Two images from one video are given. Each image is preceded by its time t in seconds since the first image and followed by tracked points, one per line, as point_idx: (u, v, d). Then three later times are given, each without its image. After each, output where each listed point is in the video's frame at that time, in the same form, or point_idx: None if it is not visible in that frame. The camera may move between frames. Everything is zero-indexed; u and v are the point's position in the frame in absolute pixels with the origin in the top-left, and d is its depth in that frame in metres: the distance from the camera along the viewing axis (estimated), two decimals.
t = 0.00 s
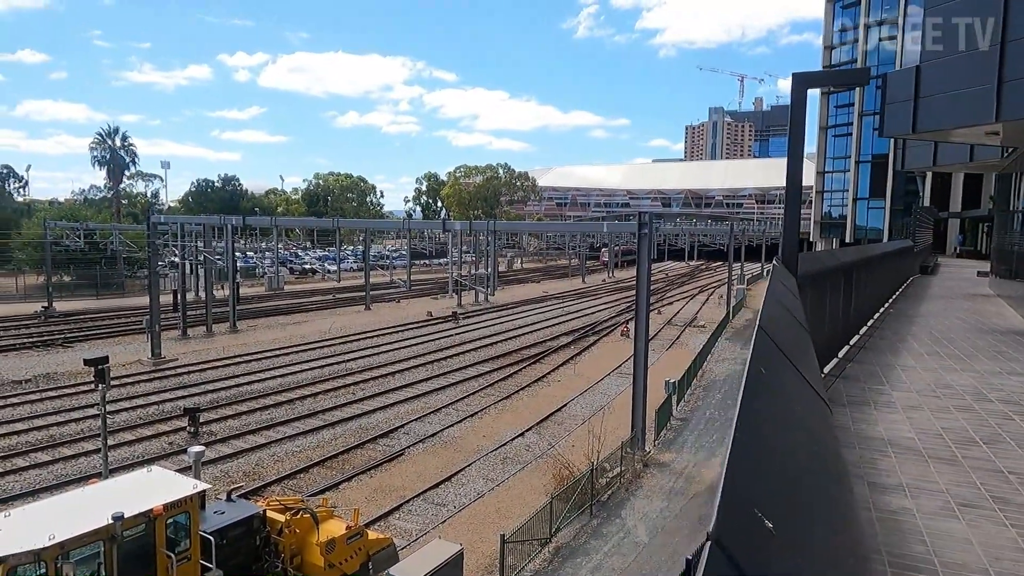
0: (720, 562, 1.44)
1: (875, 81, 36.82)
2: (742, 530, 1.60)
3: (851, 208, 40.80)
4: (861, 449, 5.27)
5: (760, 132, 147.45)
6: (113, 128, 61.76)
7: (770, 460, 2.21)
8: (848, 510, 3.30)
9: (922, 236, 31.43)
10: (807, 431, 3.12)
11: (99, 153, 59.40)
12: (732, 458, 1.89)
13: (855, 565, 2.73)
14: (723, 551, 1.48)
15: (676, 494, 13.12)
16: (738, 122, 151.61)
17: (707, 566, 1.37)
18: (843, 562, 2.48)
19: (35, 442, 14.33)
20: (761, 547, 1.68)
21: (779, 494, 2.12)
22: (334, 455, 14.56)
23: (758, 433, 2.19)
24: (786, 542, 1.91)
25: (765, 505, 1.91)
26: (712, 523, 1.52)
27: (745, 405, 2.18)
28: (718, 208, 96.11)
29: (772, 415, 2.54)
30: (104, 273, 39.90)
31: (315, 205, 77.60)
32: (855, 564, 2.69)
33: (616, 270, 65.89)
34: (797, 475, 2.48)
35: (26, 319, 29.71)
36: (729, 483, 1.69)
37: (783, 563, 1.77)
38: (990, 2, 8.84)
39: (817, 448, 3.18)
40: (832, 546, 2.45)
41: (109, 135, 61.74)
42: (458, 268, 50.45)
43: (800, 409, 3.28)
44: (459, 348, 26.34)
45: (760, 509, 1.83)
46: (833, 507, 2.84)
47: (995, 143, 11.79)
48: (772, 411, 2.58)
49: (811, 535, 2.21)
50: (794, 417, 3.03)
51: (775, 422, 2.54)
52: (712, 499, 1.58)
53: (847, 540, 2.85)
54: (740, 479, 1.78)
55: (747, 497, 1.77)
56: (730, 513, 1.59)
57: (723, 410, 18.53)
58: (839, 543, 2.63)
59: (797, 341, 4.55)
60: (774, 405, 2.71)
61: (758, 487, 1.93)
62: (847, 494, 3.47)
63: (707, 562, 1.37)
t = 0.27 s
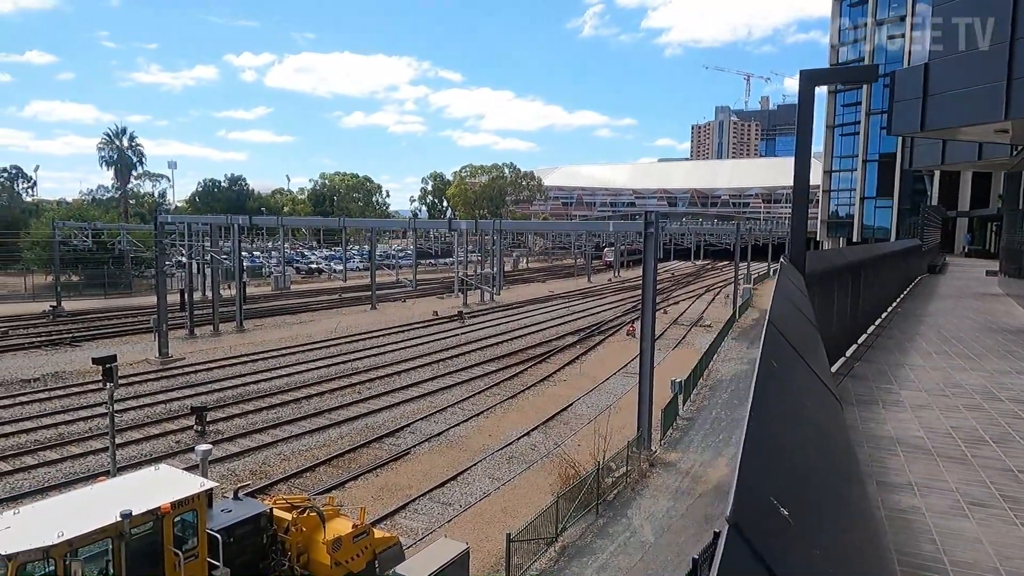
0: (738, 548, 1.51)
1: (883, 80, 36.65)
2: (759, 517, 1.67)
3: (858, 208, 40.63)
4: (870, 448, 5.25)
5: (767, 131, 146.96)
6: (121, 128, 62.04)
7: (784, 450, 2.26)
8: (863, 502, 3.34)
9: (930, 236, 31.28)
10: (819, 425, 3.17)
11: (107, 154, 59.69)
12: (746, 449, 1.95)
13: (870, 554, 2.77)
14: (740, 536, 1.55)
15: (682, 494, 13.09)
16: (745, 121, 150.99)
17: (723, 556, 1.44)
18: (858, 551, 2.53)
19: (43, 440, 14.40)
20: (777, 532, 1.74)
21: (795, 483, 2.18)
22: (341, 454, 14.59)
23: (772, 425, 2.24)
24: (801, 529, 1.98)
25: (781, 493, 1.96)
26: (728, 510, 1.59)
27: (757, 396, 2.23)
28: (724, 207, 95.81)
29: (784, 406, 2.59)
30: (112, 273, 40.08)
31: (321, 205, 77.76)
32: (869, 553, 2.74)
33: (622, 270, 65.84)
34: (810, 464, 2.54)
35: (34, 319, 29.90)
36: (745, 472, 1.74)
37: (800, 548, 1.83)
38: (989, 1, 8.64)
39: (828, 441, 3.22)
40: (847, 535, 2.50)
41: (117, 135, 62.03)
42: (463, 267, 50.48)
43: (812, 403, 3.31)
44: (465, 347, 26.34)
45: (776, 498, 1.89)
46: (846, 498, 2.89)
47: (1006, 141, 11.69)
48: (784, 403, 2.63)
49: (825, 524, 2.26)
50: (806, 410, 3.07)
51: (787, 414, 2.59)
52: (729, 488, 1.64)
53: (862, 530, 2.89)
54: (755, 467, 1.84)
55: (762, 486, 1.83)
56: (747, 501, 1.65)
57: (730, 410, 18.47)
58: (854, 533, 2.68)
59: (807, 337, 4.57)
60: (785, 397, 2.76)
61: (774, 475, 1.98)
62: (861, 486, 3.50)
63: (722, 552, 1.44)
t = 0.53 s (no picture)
0: (750, 543, 1.53)
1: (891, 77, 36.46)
2: (770, 512, 1.68)
3: (867, 206, 40.43)
4: (878, 447, 5.23)
5: (774, 129, 146.35)
6: (129, 128, 62.30)
7: (795, 447, 2.28)
8: (871, 499, 3.35)
9: (939, 234, 31.08)
10: (828, 422, 3.19)
11: (116, 153, 59.95)
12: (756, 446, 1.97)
13: (878, 549, 2.79)
14: (750, 531, 1.57)
15: (689, 493, 13.07)
16: (752, 119, 150.12)
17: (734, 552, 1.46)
18: (865, 547, 2.56)
19: (53, 438, 14.50)
20: (788, 526, 1.77)
21: (805, 478, 2.22)
22: (348, 452, 14.64)
23: (781, 423, 2.27)
24: (811, 525, 2.00)
25: (791, 488, 1.98)
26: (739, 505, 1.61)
27: (766, 394, 2.25)
28: (731, 205, 95.46)
29: (792, 404, 2.60)
30: (120, 272, 40.27)
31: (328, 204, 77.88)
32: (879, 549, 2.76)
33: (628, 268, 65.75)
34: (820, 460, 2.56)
35: (44, 317, 30.09)
36: (756, 467, 1.76)
37: (808, 542, 1.86)
38: None
39: (837, 438, 3.23)
40: (857, 532, 2.52)
41: (125, 135, 62.34)
42: (469, 266, 50.49)
43: (820, 399, 3.33)
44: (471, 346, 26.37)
45: (785, 494, 1.92)
46: (855, 493, 2.91)
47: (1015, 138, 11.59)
48: (794, 401, 2.65)
49: (833, 519, 2.29)
50: (815, 407, 3.10)
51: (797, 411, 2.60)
52: (738, 481, 1.67)
53: (871, 527, 2.91)
54: (766, 465, 1.86)
55: (774, 483, 1.86)
56: (756, 497, 1.68)
57: (737, 408, 18.41)
58: (863, 530, 2.71)
59: (816, 336, 4.57)
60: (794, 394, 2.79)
61: (784, 471, 2.01)
62: (869, 483, 3.52)
63: (734, 547, 1.45)
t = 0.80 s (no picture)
0: (762, 538, 1.57)
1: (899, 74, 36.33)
2: (781, 505, 1.72)
3: (874, 204, 40.25)
4: (886, 446, 5.21)
5: (781, 127, 145.83)
6: (136, 127, 62.58)
7: (806, 444, 2.31)
8: (880, 495, 3.36)
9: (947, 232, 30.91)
10: (838, 418, 3.20)
11: (123, 152, 60.21)
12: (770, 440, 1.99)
13: (888, 545, 2.81)
14: (762, 524, 1.60)
15: (695, 491, 13.05)
16: (759, 117, 149.53)
17: (748, 545, 1.50)
18: (876, 543, 2.58)
19: (62, 435, 14.60)
20: (799, 520, 1.80)
21: (818, 474, 2.24)
22: (354, 450, 14.68)
23: (792, 420, 2.29)
24: (823, 519, 2.03)
25: (803, 484, 2.01)
26: (751, 498, 1.65)
27: (777, 389, 2.28)
28: (738, 203, 95.22)
29: (804, 401, 2.62)
30: (127, 270, 40.44)
31: (334, 202, 78.11)
32: (890, 546, 2.77)
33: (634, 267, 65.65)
34: (830, 457, 2.58)
35: (52, 315, 30.27)
36: (768, 464, 1.80)
37: (821, 536, 1.89)
38: None
39: (848, 435, 3.23)
40: (867, 528, 2.55)
41: (133, 134, 62.60)
42: (475, 264, 50.48)
43: (829, 396, 3.34)
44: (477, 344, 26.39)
45: (798, 490, 1.94)
46: (864, 489, 2.92)
47: None
48: (804, 398, 2.67)
49: (845, 514, 2.31)
50: (826, 405, 3.11)
51: (808, 408, 2.62)
52: (752, 476, 1.69)
53: (882, 524, 2.93)
54: (778, 459, 1.89)
55: (786, 479, 1.89)
56: (769, 490, 1.71)
57: (743, 407, 18.37)
58: (874, 526, 2.73)
59: (824, 333, 4.57)
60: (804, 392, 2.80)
61: (796, 467, 2.03)
62: (880, 480, 3.53)
63: (747, 540, 1.49)
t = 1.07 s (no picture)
0: (778, 532, 1.58)
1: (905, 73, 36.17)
2: (795, 499, 1.74)
3: (880, 203, 40.08)
4: (893, 445, 5.18)
5: (786, 125, 145.43)
6: (142, 127, 62.79)
7: (819, 441, 2.31)
8: (893, 493, 3.35)
9: (954, 231, 30.77)
10: (849, 416, 3.19)
11: (129, 151, 60.43)
12: (781, 438, 2.00)
13: (901, 542, 2.80)
14: (778, 519, 1.63)
15: (701, 490, 13.03)
16: (765, 116, 149.01)
17: (764, 543, 1.51)
18: (890, 540, 2.58)
19: (69, 433, 14.66)
20: (814, 515, 1.81)
21: (831, 470, 2.25)
22: (359, 448, 14.70)
23: (805, 414, 2.30)
24: (837, 514, 2.04)
25: (818, 481, 2.01)
26: (765, 495, 1.66)
27: (788, 385, 2.29)
28: (743, 202, 94.94)
29: (815, 399, 2.62)
30: (133, 269, 40.61)
31: (339, 201, 78.22)
32: (903, 543, 2.76)
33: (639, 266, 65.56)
34: (842, 453, 2.59)
35: (60, 314, 30.44)
36: (782, 460, 1.82)
37: (835, 533, 1.90)
38: None
39: (859, 432, 3.22)
40: (881, 524, 2.56)
41: (139, 133, 62.84)
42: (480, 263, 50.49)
43: (839, 394, 3.33)
44: (481, 343, 26.42)
45: (814, 486, 1.95)
46: (876, 486, 2.91)
47: None
48: (816, 394, 2.68)
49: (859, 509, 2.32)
50: (837, 402, 3.11)
51: (820, 406, 2.63)
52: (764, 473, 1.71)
53: (895, 521, 2.92)
54: (792, 456, 1.90)
55: (800, 474, 1.90)
56: (783, 487, 1.73)
57: (749, 406, 18.33)
58: (887, 524, 2.72)
59: (832, 330, 4.55)
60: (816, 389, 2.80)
61: (809, 463, 2.04)
62: (891, 478, 3.52)
63: (761, 536, 1.51)
